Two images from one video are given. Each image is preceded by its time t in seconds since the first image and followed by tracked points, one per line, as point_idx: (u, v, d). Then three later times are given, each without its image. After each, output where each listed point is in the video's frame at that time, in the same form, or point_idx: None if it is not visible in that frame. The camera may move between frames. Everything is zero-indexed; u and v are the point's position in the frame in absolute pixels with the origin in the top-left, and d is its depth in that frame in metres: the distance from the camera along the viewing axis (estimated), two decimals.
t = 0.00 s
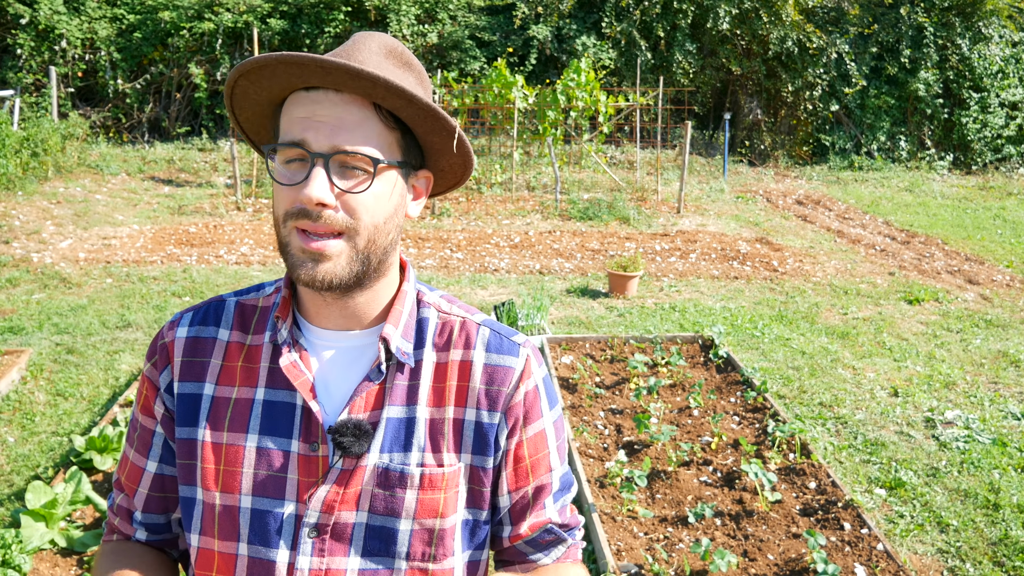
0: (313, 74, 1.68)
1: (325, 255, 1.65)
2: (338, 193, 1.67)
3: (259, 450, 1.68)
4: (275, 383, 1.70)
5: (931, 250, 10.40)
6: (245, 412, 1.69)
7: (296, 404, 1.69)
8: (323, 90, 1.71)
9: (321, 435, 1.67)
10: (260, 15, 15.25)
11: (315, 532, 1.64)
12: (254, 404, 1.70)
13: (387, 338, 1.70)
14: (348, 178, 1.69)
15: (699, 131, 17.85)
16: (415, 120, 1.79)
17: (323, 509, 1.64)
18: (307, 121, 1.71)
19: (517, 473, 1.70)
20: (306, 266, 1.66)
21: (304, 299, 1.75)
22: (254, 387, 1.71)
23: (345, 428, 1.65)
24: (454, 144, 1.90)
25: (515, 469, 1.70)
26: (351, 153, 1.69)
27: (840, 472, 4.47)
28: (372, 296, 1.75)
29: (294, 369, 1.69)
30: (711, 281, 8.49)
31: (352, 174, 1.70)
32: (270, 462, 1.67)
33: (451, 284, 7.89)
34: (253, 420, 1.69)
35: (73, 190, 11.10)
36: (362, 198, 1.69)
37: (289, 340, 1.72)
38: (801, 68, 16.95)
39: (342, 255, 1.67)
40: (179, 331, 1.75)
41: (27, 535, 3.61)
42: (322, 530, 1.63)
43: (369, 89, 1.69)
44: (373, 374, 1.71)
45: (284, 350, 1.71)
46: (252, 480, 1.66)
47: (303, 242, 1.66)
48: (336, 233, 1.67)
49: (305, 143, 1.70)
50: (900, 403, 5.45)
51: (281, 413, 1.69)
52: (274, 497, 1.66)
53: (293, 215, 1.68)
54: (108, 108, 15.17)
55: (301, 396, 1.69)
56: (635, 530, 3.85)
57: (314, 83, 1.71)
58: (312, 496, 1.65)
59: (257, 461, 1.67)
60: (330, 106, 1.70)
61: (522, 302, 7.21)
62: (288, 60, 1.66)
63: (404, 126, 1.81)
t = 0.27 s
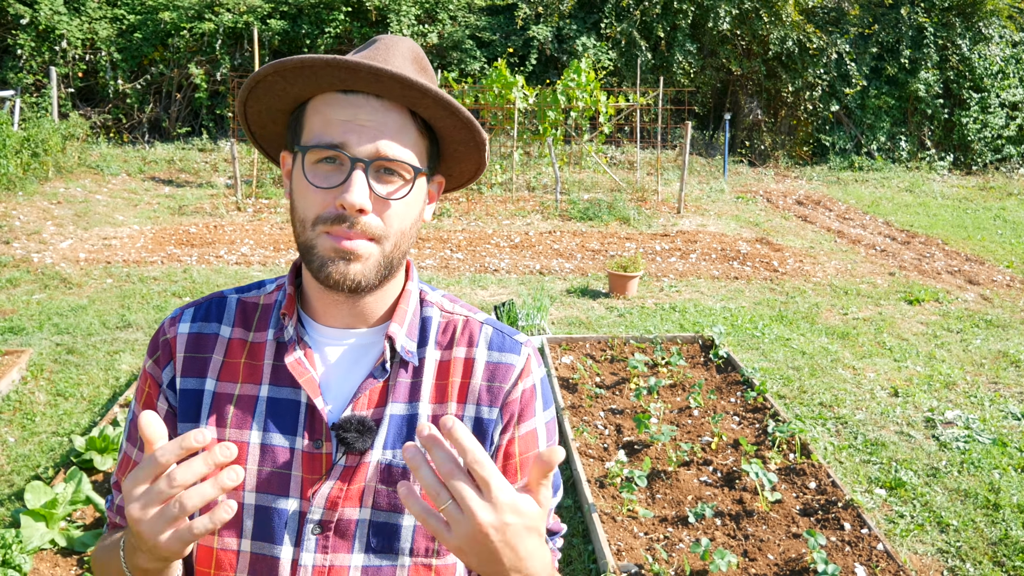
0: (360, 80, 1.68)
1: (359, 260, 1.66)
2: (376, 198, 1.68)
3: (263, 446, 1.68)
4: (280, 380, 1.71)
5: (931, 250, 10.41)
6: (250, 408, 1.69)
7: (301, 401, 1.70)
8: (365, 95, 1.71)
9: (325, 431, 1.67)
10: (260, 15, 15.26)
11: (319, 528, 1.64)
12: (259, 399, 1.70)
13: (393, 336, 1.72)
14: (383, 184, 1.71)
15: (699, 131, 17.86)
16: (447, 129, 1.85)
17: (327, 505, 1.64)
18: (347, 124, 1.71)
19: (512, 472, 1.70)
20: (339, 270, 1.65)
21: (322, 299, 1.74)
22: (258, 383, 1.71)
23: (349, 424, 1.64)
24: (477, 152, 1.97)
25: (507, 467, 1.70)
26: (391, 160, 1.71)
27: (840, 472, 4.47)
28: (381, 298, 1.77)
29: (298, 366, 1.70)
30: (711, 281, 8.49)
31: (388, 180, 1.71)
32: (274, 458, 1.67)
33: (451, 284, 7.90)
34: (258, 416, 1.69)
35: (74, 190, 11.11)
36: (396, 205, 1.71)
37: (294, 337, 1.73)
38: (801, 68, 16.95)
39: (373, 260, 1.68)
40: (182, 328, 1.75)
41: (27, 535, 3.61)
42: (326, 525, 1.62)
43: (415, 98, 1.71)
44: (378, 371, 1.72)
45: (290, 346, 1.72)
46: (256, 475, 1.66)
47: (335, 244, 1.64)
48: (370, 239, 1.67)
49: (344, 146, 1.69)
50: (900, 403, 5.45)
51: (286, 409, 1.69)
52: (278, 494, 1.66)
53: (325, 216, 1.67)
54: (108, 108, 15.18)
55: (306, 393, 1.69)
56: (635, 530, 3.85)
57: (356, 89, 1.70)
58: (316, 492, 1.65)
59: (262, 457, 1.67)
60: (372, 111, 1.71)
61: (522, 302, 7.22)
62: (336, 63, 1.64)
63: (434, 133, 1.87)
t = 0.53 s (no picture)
0: (373, 99, 1.66)
1: (369, 274, 1.69)
2: (387, 214, 1.70)
3: (268, 445, 1.68)
4: (286, 379, 1.70)
5: (931, 250, 10.41)
6: (254, 407, 1.69)
7: (307, 399, 1.70)
8: (376, 111, 1.69)
9: (332, 430, 1.69)
10: (260, 15, 15.25)
11: (327, 526, 1.65)
12: (263, 398, 1.69)
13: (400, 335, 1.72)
14: (394, 198, 1.72)
15: (699, 131, 17.86)
16: (459, 144, 1.84)
17: (335, 503, 1.65)
18: (358, 139, 1.69)
19: (511, 468, 1.75)
20: (351, 284, 1.68)
21: (328, 306, 1.75)
22: (263, 382, 1.71)
23: (359, 424, 1.66)
24: (485, 162, 1.96)
25: (510, 464, 1.75)
26: (403, 176, 1.71)
27: (840, 472, 4.47)
28: (387, 303, 1.77)
29: (305, 367, 1.69)
30: (711, 281, 8.49)
31: (398, 194, 1.73)
32: (280, 456, 1.67)
33: (451, 285, 7.90)
34: (263, 415, 1.69)
35: (73, 190, 11.10)
36: (405, 219, 1.73)
37: (300, 336, 1.72)
38: (801, 68, 16.94)
39: (382, 272, 1.71)
40: (182, 326, 1.73)
41: (27, 535, 3.61)
42: (334, 523, 1.64)
43: (429, 117, 1.70)
44: (384, 371, 1.72)
45: (296, 345, 1.71)
46: (262, 474, 1.66)
47: (347, 258, 1.67)
48: (379, 252, 1.70)
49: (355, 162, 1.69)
50: (900, 403, 5.45)
51: (291, 408, 1.69)
52: (284, 492, 1.67)
53: (336, 229, 1.68)
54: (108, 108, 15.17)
55: (312, 392, 1.69)
56: (635, 530, 3.85)
57: (368, 105, 1.68)
58: (323, 490, 1.66)
59: (267, 456, 1.67)
60: (383, 128, 1.69)
61: (522, 302, 7.22)
62: (351, 82, 1.62)
63: (445, 146, 1.85)
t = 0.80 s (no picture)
0: (378, 98, 1.65)
1: (373, 274, 1.68)
2: (391, 213, 1.70)
3: (267, 445, 1.67)
4: (284, 378, 1.70)
5: (931, 250, 10.41)
6: (252, 407, 1.68)
7: (306, 398, 1.70)
8: (380, 110, 1.69)
9: (334, 428, 1.69)
10: (260, 16, 15.26)
11: (331, 523, 1.67)
12: (261, 398, 1.69)
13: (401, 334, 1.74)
14: (398, 197, 1.72)
15: (699, 131, 17.87)
16: (459, 140, 1.85)
17: (339, 501, 1.68)
18: (362, 139, 1.69)
19: (509, 458, 1.80)
20: (355, 284, 1.67)
21: (329, 305, 1.74)
22: (259, 382, 1.70)
23: (363, 422, 1.67)
24: (483, 160, 1.97)
25: (509, 454, 1.79)
26: (407, 175, 1.71)
27: (840, 472, 4.47)
28: (385, 303, 1.78)
29: (304, 366, 1.69)
30: (711, 281, 8.50)
31: (402, 193, 1.73)
32: (281, 455, 1.67)
33: (451, 285, 7.90)
34: (262, 414, 1.68)
35: (74, 190, 11.11)
36: (409, 217, 1.74)
37: (298, 335, 1.71)
38: (801, 68, 16.93)
39: (385, 271, 1.70)
40: (174, 328, 1.71)
41: (27, 535, 3.61)
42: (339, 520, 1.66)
43: (433, 114, 1.71)
44: (384, 368, 1.73)
45: (294, 344, 1.71)
46: (263, 474, 1.66)
47: (351, 257, 1.66)
48: (382, 251, 1.70)
49: (360, 161, 1.68)
50: (900, 403, 5.45)
51: (290, 407, 1.69)
52: (286, 491, 1.66)
53: (339, 229, 1.67)
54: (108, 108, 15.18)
55: (311, 391, 1.69)
56: (635, 530, 3.85)
57: (372, 105, 1.68)
58: (327, 487, 1.67)
59: (268, 456, 1.66)
60: (387, 127, 1.69)
61: (522, 303, 7.22)
62: (357, 82, 1.62)
63: (445, 142, 1.86)
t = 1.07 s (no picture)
0: (372, 75, 1.70)
1: (364, 254, 1.69)
2: (383, 191, 1.71)
3: (266, 442, 1.67)
4: (279, 376, 1.70)
5: (931, 250, 10.41)
6: (247, 406, 1.68)
7: (303, 393, 1.70)
8: (375, 90, 1.74)
9: (334, 422, 1.70)
10: (261, 16, 15.27)
11: (337, 517, 1.67)
12: (256, 396, 1.69)
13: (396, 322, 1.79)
14: (391, 177, 1.74)
15: (699, 131, 17.88)
16: (450, 126, 1.91)
17: (345, 494, 1.68)
18: (357, 118, 1.72)
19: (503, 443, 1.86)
20: (347, 263, 1.68)
21: (321, 289, 1.75)
22: (253, 380, 1.70)
23: (366, 413, 1.69)
24: (473, 153, 2.03)
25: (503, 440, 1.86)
26: (400, 154, 1.74)
27: (840, 472, 4.47)
28: (373, 292, 1.80)
29: (300, 361, 1.70)
30: (711, 281, 8.50)
31: (394, 174, 1.75)
32: (281, 453, 1.67)
33: (451, 285, 7.90)
34: (259, 412, 1.68)
35: (74, 190, 11.11)
36: (401, 199, 1.75)
37: (293, 332, 1.72)
38: (801, 68, 16.93)
39: (376, 254, 1.71)
40: (163, 329, 1.69)
41: (27, 535, 3.61)
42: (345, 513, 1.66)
43: (426, 94, 1.76)
44: (382, 358, 1.76)
45: (288, 340, 1.72)
46: (264, 472, 1.66)
47: (342, 237, 1.67)
48: (374, 231, 1.71)
49: (353, 137, 1.71)
50: (900, 404, 5.45)
51: (287, 404, 1.70)
52: (288, 487, 1.66)
53: (332, 207, 1.68)
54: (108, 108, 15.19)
55: (310, 385, 1.70)
56: (635, 530, 3.85)
57: (367, 84, 1.73)
58: (331, 481, 1.68)
59: (268, 454, 1.67)
60: (382, 107, 1.74)
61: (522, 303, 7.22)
62: (352, 58, 1.67)
63: (436, 129, 1.92)
